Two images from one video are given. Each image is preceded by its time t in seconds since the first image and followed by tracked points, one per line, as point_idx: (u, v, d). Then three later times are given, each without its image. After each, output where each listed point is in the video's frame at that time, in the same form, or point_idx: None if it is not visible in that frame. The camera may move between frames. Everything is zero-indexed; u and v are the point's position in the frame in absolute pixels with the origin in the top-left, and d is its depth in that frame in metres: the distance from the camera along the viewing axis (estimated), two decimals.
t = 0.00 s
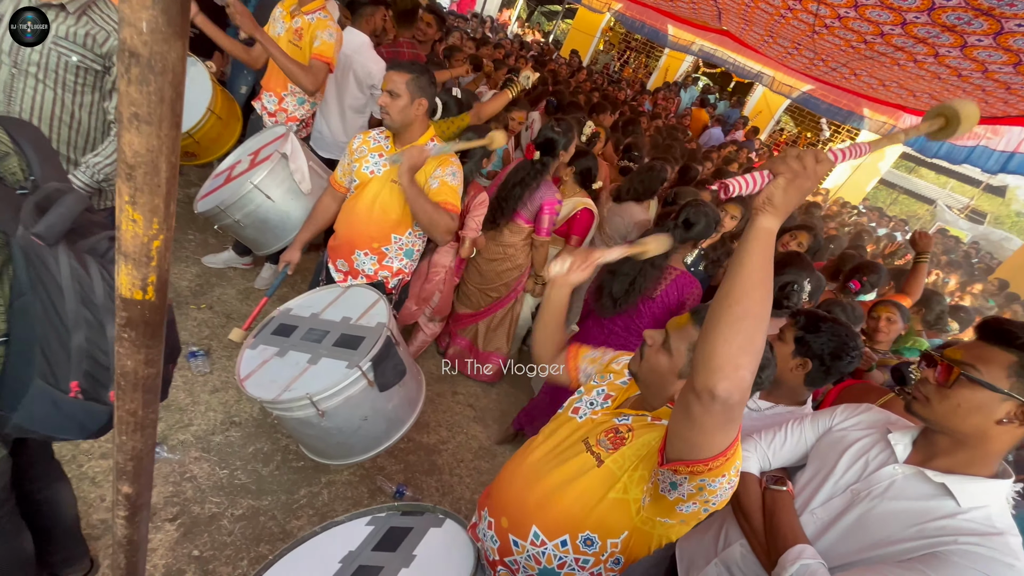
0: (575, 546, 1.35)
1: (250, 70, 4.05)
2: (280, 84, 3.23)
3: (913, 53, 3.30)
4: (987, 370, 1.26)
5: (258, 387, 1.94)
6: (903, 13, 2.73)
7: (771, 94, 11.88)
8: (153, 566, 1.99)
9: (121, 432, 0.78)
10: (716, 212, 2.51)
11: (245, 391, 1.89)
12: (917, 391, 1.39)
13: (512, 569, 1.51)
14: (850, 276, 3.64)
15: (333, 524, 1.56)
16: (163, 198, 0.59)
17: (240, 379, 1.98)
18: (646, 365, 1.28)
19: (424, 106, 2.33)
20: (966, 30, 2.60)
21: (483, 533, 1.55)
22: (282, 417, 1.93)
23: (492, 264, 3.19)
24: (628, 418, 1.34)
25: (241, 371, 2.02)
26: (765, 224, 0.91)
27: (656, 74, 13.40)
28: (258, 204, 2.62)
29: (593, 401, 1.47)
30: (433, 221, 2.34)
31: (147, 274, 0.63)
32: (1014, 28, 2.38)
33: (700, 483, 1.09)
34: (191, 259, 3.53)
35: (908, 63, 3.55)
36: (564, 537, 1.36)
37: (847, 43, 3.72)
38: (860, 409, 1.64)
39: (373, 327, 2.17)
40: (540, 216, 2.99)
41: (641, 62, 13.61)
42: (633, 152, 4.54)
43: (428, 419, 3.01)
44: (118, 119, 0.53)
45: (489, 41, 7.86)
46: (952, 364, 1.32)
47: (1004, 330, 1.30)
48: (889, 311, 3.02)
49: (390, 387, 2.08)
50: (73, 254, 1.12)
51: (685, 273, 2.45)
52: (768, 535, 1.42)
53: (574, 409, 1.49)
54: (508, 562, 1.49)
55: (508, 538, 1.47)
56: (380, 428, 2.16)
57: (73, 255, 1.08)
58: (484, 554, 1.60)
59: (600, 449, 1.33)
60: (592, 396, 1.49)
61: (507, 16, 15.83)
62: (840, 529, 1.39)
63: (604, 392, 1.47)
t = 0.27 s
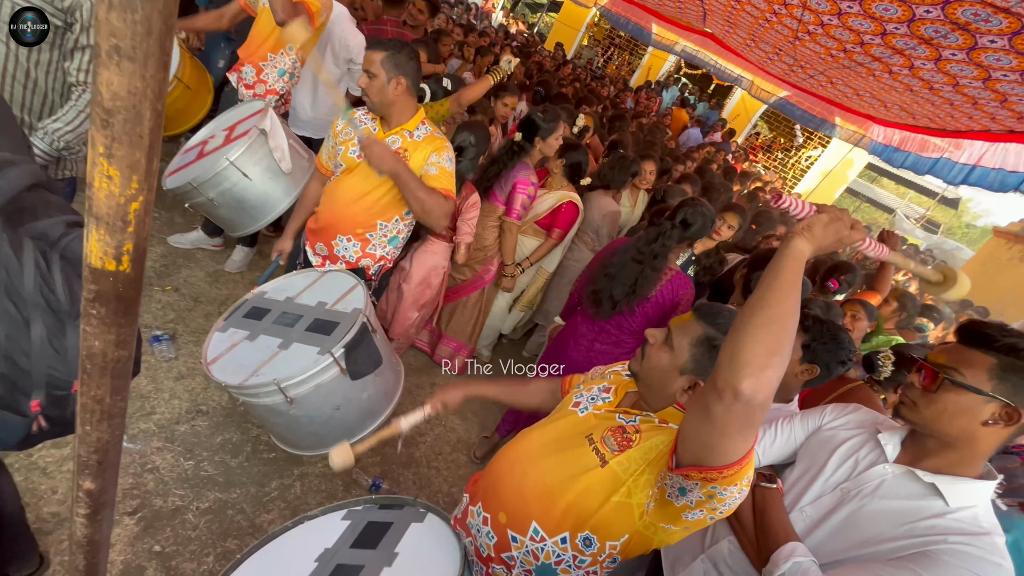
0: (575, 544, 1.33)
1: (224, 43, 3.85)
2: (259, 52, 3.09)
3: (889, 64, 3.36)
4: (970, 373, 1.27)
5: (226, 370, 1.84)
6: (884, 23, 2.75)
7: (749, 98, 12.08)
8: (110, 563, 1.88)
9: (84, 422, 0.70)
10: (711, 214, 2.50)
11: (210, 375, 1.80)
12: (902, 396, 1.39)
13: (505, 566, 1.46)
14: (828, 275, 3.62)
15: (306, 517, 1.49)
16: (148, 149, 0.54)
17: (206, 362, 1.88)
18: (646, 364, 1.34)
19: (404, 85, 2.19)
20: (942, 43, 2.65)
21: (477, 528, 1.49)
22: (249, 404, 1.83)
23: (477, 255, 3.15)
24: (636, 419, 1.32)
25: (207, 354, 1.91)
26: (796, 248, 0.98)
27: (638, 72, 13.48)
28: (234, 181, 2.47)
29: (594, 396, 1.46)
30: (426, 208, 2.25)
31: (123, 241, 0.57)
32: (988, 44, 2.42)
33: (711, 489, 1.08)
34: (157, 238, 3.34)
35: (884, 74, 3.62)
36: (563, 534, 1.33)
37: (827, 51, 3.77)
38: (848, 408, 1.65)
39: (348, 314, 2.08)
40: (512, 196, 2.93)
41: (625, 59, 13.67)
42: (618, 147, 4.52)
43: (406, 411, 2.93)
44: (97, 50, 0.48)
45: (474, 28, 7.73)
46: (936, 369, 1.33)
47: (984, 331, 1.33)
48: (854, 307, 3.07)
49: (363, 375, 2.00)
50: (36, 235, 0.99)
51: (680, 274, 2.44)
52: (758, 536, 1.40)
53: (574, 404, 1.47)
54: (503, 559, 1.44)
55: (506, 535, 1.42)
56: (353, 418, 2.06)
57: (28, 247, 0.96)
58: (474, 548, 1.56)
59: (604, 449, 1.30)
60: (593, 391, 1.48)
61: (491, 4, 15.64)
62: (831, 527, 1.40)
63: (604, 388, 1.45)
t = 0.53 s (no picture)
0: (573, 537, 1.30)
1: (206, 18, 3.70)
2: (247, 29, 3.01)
3: (874, 71, 3.38)
4: (971, 373, 1.31)
5: (204, 358, 1.76)
6: (873, 29, 2.76)
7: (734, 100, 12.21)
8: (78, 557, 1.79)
9: (65, 406, 0.65)
10: (706, 208, 2.49)
11: (188, 361, 1.72)
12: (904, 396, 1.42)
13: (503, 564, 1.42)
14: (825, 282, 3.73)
15: (285, 518, 1.42)
16: (149, 100, 0.54)
17: (182, 349, 1.79)
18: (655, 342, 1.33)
19: (386, 64, 2.11)
20: (927, 52, 2.67)
21: (477, 523, 1.45)
22: (227, 393, 1.74)
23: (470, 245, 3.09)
24: (635, 407, 1.29)
25: (185, 341, 1.82)
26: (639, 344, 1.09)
27: (627, 70, 13.53)
28: (208, 163, 2.36)
29: (601, 387, 1.45)
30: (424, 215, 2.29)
31: (118, 202, 0.57)
32: (971, 54, 2.44)
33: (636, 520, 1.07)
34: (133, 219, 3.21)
35: (868, 81, 3.66)
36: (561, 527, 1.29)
37: (815, 56, 3.79)
38: (843, 407, 1.69)
39: (337, 303, 2.01)
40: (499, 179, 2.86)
41: (614, 56, 13.71)
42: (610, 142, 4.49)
43: (391, 403, 2.87)
44: None
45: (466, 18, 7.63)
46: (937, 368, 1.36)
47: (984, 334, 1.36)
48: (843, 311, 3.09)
49: (351, 367, 1.94)
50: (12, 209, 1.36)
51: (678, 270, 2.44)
52: (755, 529, 1.41)
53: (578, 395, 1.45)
54: (504, 557, 1.39)
55: (507, 530, 1.38)
56: (337, 411, 2.00)
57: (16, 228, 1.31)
58: (469, 546, 1.52)
59: (600, 436, 1.26)
60: (600, 382, 1.47)
61: None
62: (826, 523, 1.44)
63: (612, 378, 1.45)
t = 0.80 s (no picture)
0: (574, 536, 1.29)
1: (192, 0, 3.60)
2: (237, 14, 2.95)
3: (864, 75, 3.41)
4: (993, 384, 1.33)
5: (194, 345, 1.72)
6: (865, 33, 2.77)
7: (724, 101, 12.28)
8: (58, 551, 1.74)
9: (56, 391, 0.62)
10: (697, 206, 2.52)
11: (178, 349, 1.67)
12: (916, 402, 1.42)
13: (499, 560, 1.41)
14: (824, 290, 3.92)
15: (279, 508, 1.39)
16: (155, 65, 0.51)
17: (170, 336, 1.74)
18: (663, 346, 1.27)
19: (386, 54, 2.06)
20: (917, 57, 2.70)
21: (475, 519, 1.44)
22: (218, 382, 1.70)
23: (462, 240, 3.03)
24: (643, 404, 1.31)
25: (173, 329, 1.77)
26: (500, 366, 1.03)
27: (620, 68, 13.56)
28: (193, 145, 2.32)
29: (601, 383, 1.45)
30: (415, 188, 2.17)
31: (119, 173, 0.54)
32: (960, 60, 2.46)
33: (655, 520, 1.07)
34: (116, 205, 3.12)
35: (859, 84, 3.68)
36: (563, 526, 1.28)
37: (807, 58, 3.80)
38: (837, 405, 1.75)
39: (332, 292, 1.97)
40: (492, 172, 2.80)
41: (607, 54, 13.75)
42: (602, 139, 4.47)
43: (382, 397, 2.84)
44: None
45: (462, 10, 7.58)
46: (958, 378, 1.37)
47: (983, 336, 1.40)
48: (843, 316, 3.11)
49: (346, 357, 1.91)
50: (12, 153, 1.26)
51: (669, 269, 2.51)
52: (751, 519, 1.45)
53: (580, 392, 1.46)
54: (499, 552, 1.38)
55: (505, 526, 1.37)
56: (330, 402, 1.97)
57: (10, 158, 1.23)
58: (464, 542, 1.50)
59: (604, 434, 1.29)
60: (599, 379, 1.47)
61: None
62: (822, 514, 1.50)
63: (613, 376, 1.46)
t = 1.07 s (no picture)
0: (567, 543, 1.28)
1: None
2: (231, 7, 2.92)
3: (859, 75, 3.42)
4: (1011, 398, 1.38)
5: (182, 342, 1.69)
6: (861, 34, 2.78)
7: (718, 102, 12.33)
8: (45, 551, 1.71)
9: (42, 387, 0.61)
10: (690, 200, 2.51)
11: (165, 346, 1.65)
12: (934, 410, 1.43)
13: (492, 558, 1.43)
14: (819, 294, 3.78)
15: (277, 504, 1.38)
16: (146, 47, 0.50)
17: (159, 332, 1.73)
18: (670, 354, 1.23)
19: (383, 44, 2.07)
20: (911, 58, 2.71)
21: (465, 517, 1.44)
22: (204, 378, 1.69)
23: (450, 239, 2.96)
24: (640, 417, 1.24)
25: (162, 324, 1.76)
26: (616, 298, 0.93)
27: (616, 67, 13.58)
28: (188, 138, 2.28)
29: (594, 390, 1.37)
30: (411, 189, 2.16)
31: (109, 161, 0.53)
32: (953, 62, 2.48)
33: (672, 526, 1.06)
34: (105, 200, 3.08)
35: (853, 85, 3.70)
36: (557, 533, 1.27)
37: (802, 59, 3.81)
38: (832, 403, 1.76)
39: (322, 289, 1.95)
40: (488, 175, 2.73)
41: (602, 53, 13.76)
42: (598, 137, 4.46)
43: (375, 395, 2.82)
44: None
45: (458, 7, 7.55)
46: (982, 392, 1.40)
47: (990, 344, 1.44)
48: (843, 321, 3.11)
49: (333, 355, 1.88)
50: None
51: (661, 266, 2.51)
52: (751, 517, 1.45)
53: (572, 396, 1.38)
54: (490, 552, 1.40)
55: (495, 527, 1.36)
56: (319, 400, 1.94)
57: None
58: (459, 539, 1.51)
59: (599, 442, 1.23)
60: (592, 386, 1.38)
61: None
62: (819, 511, 1.49)
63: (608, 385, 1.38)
